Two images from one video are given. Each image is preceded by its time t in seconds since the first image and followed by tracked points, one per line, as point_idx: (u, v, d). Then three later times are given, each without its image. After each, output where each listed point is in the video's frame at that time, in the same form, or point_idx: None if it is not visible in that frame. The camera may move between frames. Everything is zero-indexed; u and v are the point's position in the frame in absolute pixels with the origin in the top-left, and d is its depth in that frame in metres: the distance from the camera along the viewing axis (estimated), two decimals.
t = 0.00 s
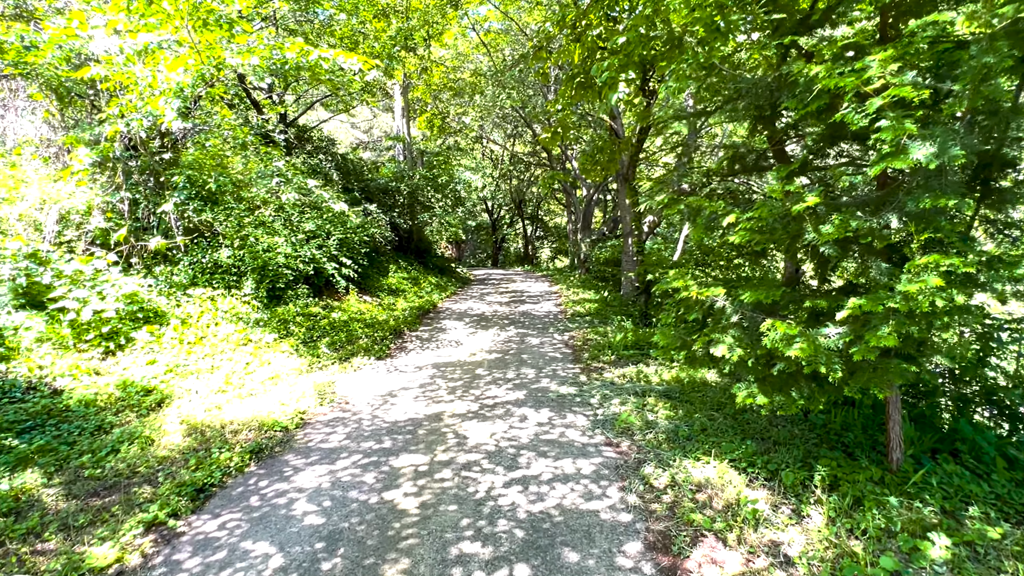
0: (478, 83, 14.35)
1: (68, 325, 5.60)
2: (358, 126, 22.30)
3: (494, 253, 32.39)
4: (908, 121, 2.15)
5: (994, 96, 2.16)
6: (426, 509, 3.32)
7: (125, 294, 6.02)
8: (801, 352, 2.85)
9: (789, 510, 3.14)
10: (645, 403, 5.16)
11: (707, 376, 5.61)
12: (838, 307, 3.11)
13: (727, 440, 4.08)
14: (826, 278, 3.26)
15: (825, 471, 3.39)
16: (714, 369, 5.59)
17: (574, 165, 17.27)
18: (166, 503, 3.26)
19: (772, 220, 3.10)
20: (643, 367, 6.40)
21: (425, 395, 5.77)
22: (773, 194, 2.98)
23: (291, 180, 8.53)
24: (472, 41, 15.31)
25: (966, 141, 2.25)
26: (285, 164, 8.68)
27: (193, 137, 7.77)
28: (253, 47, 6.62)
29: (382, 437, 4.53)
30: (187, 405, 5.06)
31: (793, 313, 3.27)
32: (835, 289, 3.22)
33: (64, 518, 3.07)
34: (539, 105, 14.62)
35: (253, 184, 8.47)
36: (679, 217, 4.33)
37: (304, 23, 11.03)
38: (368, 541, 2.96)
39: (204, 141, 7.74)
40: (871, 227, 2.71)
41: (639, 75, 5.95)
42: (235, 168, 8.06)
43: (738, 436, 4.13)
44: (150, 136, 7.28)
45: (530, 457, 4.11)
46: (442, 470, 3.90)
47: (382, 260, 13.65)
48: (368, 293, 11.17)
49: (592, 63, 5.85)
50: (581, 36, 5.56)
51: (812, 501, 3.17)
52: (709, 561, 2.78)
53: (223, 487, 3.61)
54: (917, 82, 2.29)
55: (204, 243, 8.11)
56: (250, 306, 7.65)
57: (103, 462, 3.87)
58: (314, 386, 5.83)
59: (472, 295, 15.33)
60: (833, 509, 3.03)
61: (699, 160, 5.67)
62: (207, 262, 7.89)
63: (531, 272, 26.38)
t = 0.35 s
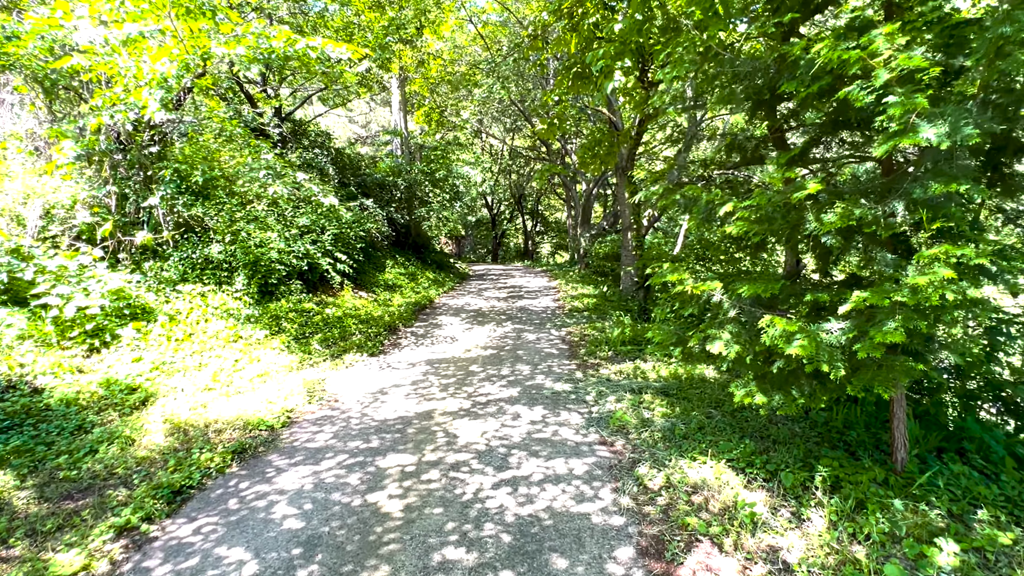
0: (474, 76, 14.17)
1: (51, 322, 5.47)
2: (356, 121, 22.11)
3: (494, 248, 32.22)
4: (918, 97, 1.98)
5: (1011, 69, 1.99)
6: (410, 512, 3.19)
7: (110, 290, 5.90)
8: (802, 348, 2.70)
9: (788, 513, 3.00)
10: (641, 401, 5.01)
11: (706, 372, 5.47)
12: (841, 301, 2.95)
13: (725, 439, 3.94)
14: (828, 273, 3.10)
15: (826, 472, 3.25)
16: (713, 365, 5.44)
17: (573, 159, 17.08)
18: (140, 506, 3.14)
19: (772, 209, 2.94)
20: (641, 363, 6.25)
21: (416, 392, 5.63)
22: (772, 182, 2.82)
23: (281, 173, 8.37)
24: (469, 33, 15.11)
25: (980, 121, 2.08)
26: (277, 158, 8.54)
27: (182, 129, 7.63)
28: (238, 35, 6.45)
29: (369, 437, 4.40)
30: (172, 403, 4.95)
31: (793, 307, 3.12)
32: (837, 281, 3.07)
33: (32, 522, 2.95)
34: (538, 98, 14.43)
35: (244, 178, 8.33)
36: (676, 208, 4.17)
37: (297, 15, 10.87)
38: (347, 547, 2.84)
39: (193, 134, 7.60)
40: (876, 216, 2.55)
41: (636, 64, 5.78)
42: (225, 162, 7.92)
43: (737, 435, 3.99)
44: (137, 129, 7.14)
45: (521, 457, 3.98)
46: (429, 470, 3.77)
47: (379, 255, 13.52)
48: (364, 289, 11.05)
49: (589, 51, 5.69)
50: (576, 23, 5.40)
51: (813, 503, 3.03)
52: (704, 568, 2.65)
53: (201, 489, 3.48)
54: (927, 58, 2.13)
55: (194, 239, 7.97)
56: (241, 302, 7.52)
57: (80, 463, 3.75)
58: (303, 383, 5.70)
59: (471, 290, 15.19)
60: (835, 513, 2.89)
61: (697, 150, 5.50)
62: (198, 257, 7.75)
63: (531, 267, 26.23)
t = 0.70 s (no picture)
0: (471, 73, 13.95)
1: (24, 323, 5.23)
2: (353, 119, 21.88)
3: (493, 248, 31.98)
4: (952, 75, 1.75)
5: None
6: (390, 531, 2.98)
7: (88, 290, 5.64)
8: (815, 357, 2.47)
9: (797, 534, 2.80)
10: (639, 407, 4.79)
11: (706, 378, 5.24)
12: (855, 305, 2.72)
13: (728, 451, 3.71)
14: (835, 275, 2.90)
15: (838, 490, 3.02)
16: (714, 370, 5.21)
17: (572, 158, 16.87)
18: (99, 525, 2.91)
19: (781, 205, 2.71)
20: (639, 367, 6.03)
21: (405, 398, 5.40)
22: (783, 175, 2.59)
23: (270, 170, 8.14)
24: (467, 30, 14.90)
25: (1020, 104, 1.86)
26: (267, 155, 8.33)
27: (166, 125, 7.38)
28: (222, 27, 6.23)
29: (352, 446, 4.17)
30: (149, 409, 4.72)
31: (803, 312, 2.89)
32: (849, 283, 2.85)
33: None
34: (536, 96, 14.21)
35: (233, 176, 8.10)
36: (677, 206, 3.94)
37: (290, 10, 10.65)
38: (319, 572, 2.62)
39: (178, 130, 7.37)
40: (899, 212, 2.33)
41: (636, 57, 5.57)
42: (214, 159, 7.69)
43: (740, 446, 3.76)
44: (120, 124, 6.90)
45: (511, 469, 3.76)
46: (414, 484, 3.55)
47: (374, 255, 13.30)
48: (357, 289, 10.82)
49: (587, 45, 5.48)
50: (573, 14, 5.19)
51: (824, 524, 2.82)
52: None
53: (169, 504, 3.26)
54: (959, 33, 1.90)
55: (180, 237, 7.74)
56: (228, 302, 7.28)
57: (42, 475, 3.52)
58: (288, 388, 5.48)
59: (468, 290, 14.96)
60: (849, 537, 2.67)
61: (699, 145, 5.28)
62: (184, 256, 7.52)
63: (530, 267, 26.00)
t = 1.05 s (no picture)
0: (472, 71, 13.73)
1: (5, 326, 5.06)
2: (354, 118, 21.69)
3: (495, 248, 31.77)
4: (1007, 60, 1.53)
5: None
6: (373, 557, 2.78)
7: (73, 291, 5.44)
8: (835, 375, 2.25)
9: (813, 564, 2.60)
10: (641, 418, 4.57)
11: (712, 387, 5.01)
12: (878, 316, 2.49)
13: (736, 468, 3.50)
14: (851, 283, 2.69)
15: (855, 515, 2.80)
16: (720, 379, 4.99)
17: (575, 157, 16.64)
18: (64, 548, 2.73)
19: (798, 208, 2.49)
20: (642, 374, 5.80)
21: (398, 406, 5.20)
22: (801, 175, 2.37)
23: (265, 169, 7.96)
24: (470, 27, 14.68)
25: None
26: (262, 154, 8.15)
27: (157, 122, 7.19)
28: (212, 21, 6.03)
29: (339, 459, 3.97)
30: (131, 417, 4.54)
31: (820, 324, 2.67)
32: (869, 292, 2.63)
33: None
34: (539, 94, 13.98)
35: (227, 174, 7.93)
36: (683, 208, 3.73)
37: (289, 6, 10.48)
38: None
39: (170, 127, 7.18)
40: (932, 216, 2.10)
41: (641, 52, 5.34)
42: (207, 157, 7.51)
43: (748, 463, 3.54)
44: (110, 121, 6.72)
45: (506, 485, 3.55)
46: (402, 502, 3.34)
47: (373, 255, 13.12)
48: (355, 290, 10.63)
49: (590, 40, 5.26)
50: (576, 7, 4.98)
51: (842, 554, 2.60)
52: None
53: (141, 523, 3.06)
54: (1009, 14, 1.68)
55: (173, 237, 7.56)
56: (221, 304, 7.10)
57: (12, 489, 3.34)
58: (277, 394, 5.29)
59: (468, 291, 14.75)
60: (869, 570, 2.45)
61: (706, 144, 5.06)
62: (176, 257, 7.34)
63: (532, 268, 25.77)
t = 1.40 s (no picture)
0: (474, 64, 13.50)
1: None
2: (357, 113, 21.49)
3: (498, 245, 31.54)
4: None
5: None
6: (354, 571, 2.62)
7: (61, 287, 5.30)
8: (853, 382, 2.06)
9: None
10: (643, 422, 4.38)
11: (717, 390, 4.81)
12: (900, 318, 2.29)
13: (742, 477, 3.30)
14: (866, 282, 2.50)
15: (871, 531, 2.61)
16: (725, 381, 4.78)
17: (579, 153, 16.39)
18: (28, 557, 2.58)
19: (813, 199, 2.29)
20: (644, 375, 5.60)
21: (391, 406, 5.03)
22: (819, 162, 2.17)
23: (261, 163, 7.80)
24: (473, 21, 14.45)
25: None
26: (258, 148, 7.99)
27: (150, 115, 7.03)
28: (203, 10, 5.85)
29: (326, 463, 3.80)
30: (114, 416, 4.39)
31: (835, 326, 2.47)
32: (889, 292, 2.43)
33: None
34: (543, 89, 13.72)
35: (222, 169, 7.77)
36: (688, 202, 3.52)
37: None
38: None
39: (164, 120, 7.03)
40: (964, 208, 1.90)
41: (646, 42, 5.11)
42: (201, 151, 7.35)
43: (756, 472, 3.35)
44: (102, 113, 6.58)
45: (499, 493, 3.37)
46: (388, 509, 3.18)
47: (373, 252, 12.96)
48: (353, 287, 10.48)
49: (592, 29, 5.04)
50: None
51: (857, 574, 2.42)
52: None
53: (112, 531, 2.92)
54: None
55: (166, 232, 7.42)
56: (215, 300, 6.95)
57: None
58: (268, 394, 5.13)
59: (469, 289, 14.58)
60: None
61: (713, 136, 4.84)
62: (169, 252, 7.20)
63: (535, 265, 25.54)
